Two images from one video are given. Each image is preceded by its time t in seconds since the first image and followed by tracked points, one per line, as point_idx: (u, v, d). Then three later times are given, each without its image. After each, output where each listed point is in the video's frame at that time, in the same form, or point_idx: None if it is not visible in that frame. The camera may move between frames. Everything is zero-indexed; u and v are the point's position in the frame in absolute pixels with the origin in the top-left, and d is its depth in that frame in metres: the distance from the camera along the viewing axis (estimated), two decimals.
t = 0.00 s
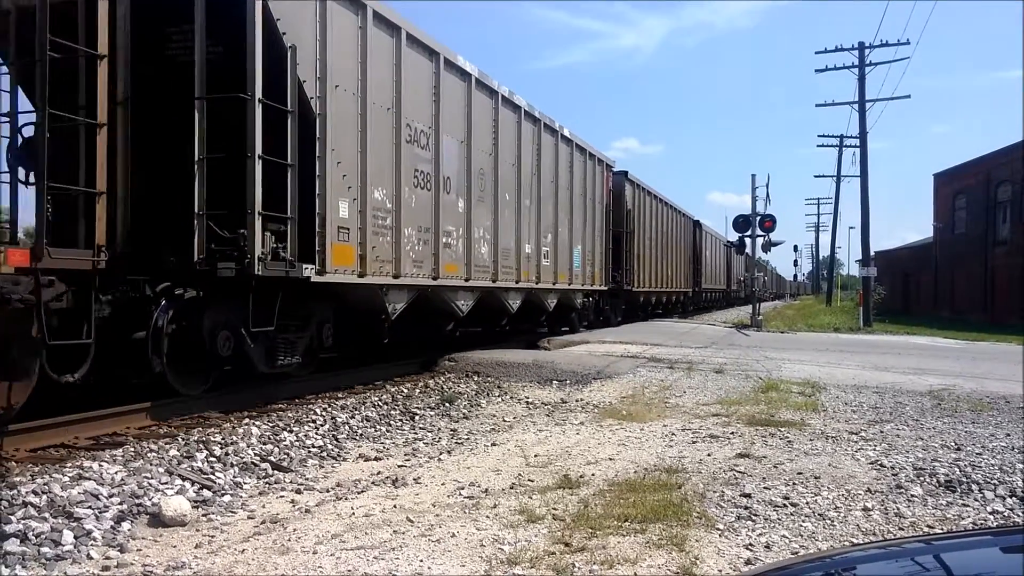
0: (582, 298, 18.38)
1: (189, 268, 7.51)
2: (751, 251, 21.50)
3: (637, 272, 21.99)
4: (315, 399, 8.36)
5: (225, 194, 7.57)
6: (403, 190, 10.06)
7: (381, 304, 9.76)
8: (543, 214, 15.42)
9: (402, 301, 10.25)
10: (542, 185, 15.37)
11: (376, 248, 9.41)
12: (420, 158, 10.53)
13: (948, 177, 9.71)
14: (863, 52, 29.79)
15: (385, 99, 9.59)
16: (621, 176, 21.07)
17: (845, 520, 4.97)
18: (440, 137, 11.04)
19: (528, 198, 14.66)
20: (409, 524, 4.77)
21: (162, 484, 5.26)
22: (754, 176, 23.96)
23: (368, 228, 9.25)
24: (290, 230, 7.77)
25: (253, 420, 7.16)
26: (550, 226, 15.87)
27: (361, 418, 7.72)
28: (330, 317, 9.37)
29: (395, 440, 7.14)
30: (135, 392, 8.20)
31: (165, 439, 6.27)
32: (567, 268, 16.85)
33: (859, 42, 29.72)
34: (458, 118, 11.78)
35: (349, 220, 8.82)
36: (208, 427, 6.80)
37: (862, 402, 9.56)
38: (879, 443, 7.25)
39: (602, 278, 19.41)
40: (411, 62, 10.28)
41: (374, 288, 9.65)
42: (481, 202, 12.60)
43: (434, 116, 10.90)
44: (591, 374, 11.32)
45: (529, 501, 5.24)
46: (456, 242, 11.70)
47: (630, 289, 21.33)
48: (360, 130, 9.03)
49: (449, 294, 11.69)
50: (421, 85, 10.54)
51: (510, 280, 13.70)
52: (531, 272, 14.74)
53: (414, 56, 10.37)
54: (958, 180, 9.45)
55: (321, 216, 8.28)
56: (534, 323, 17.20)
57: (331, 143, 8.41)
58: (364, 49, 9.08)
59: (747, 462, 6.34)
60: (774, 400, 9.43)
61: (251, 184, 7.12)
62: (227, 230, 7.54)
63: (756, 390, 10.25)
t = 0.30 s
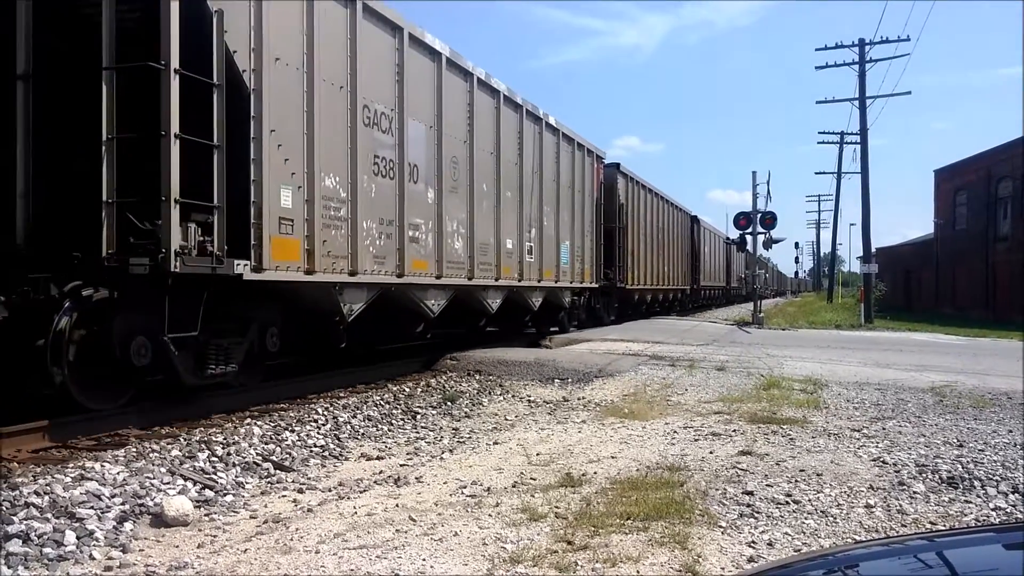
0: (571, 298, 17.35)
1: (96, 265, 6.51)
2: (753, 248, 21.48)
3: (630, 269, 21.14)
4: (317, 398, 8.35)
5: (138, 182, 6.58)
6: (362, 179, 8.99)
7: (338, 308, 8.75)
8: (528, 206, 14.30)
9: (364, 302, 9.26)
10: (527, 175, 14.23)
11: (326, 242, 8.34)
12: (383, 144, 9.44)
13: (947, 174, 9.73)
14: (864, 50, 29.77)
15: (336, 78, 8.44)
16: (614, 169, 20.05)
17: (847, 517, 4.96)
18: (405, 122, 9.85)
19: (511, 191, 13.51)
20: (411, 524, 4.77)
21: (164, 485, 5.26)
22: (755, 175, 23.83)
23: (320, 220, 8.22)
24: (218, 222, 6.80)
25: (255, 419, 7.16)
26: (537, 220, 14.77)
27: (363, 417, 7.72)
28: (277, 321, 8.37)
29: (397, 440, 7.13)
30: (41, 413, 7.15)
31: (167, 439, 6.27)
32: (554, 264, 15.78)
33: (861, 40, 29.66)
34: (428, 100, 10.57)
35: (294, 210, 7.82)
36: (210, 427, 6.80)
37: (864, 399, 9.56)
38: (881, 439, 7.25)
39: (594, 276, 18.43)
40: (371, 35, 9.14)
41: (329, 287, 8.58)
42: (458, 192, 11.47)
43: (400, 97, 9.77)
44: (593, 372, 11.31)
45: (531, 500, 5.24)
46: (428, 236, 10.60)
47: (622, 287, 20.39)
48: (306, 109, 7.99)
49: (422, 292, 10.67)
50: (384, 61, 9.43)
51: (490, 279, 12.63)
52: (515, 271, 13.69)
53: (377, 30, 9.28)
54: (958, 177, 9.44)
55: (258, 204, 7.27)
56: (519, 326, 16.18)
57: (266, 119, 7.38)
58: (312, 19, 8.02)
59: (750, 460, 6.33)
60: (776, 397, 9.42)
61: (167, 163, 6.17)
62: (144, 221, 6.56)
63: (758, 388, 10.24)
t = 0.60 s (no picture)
0: (556, 300, 16.23)
1: None
2: (753, 250, 21.47)
3: (622, 269, 20.01)
4: (316, 399, 8.36)
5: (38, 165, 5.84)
6: (307, 163, 7.87)
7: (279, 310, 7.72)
8: (506, 200, 13.16)
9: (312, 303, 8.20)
10: (506, 167, 13.08)
11: (259, 235, 7.22)
12: (336, 127, 8.31)
13: (947, 176, 9.72)
14: (865, 52, 29.80)
15: (276, 49, 7.38)
16: (604, 163, 18.84)
17: (846, 519, 4.96)
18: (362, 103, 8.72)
19: (489, 185, 12.37)
20: (410, 524, 4.77)
21: (163, 484, 5.26)
22: (754, 176, 23.78)
23: (255, 211, 7.16)
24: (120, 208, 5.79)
25: (254, 420, 7.16)
26: (517, 216, 13.65)
27: (363, 418, 7.72)
28: (206, 325, 7.30)
29: (396, 440, 7.13)
30: None
31: (167, 439, 6.27)
32: (535, 263, 14.61)
33: (861, 42, 29.66)
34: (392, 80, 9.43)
35: (219, 197, 6.72)
36: (210, 427, 6.80)
37: (863, 401, 9.56)
38: (880, 441, 7.26)
39: (580, 276, 17.25)
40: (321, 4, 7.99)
41: (265, 287, 7.49)
42: (426, 183, 10.33)
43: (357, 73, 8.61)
44: (592, 373, 11.31)
45: (530, 501, 5.24)
46: (388, 231, 9.46)
47: (613, 288, 19.24)
48: (236, 83, 6.90)
49: (383, 293, 9.58)
50: (338, 35, 8.30)
51: (462, 280, 11.53)
52: (491, 270, 12.59)
53: None
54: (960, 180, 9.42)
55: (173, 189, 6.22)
56: (502, 328, 15.11)
57: (184, 93, 6.31)
58: None
59: (749, 461, 6.33)
60: (776, 399, 9.42)
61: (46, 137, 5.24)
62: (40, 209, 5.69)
63: (758, 389, 10.25)
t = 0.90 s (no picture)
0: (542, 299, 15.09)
1: None
2: (752, 251, 21.50)
3: (612, 270, 18.83)
4: (314, 399, 8.36)
5: None
6: (234, 145, 6.71)
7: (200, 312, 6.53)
8: (485, 194, 11.88)
9: (242, 306, 7.02)
10: (484, 157, 11.81)
11: (171, 228, 6.09)
12: (271, 105, 7.15)
13: (944, 179, 9.76)
14: (863, 53, 29.83)
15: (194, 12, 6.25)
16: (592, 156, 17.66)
17: (844, 520, 4.97)
18: (304, 78, 7.50)
19: (466, 177, 11.13)
20: (408, 525, 4.77)
21: (161, 485, 5.26)
22: (753, 178, 23.77)
23: (165, 198, 6.04)
24: None
25: (252, 420, 7.16)
26: (498, 212, 12.39)
27: (361, 418, 7.72)
28: (114, 330, 6.36)
29: (394, 441, 7.13)
30: None
31: (164, 440, 6.27)
32: (516, 263, 13.30)
33: (859, 43, 29.70)
34: (343, 54, 8.17)
35: (116, 181, 5.62)
36: (207, 427, 6.79)
37: (861, 402, 9.57)
38: (878, 442, 7.27)
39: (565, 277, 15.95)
40: None
41: (178, 288, 6.34)
42: (388, 173, 9.09)
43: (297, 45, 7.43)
44: (590, 374, 11.32)
45: (528, 501, 5.24)
46: (341, 225, 8.22)
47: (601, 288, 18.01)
48: (143, 51, 5.84)
49: (333, 295, 8.29)
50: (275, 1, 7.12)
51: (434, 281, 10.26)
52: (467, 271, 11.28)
53: None
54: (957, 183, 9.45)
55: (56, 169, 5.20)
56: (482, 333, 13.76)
57: (71, 58, 5.28)
58: None
59: (747, 463, 6.33)
60: (774, 400, 9.42)
61: None
62: None
63: (756, 390, 10.25)
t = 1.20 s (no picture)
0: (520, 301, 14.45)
1: None
2: (750, 250, 21.51)
3: (600, 266, 18.32)
4: (313, 398, 8.37)
5: None
6: (139, 120, 5.98)
7: (97, 315, 5.88)
8: (454, 185, 11.16)
9: (153, 307, 6.37)
10: (453, 145, 11.09)
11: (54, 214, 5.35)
12: (191, 79, 6.46)
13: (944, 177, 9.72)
14: (862, 53, 29.86)
15: None
16: (581, 148, 17.21)
17: (842, 518, 4.97)
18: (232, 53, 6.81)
19: (431, 166, 10.42)
20: (407, 524, 4.77)
21: (160, 484, 5.26)
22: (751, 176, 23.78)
23: (44, 180, 5.29)
24: None
25: (251, 419, 7.16)
26: (469, 204, 11.69)
27: (360, 417, 7.72)
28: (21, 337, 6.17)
29: (393, 440, 7.13)
30: None
31: (163, 439, 6.26)
32: (491, 259, 12.63)
33: (858, 42, 29.72)
34: (285, 28, 7.52)
35: None
36: (206, 426, 6.79)
37: (859, 401, 9.57)
38: (876, 441, 7.28)
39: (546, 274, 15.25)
40: None
41: (67, 286, 5.66)
42: (338, 160, 8.38)
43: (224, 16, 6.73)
44: (589, 373, 11.33)
45: (528, 500, 5.25)
46: (279, 215, 7.53)
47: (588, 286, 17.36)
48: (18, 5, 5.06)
49: (270, 293, 7.64)
50: None
51: (393, 277, 9.58)
52: (433, 267, 10.60)
53: None
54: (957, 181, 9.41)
55: None
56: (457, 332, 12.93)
57: None
58: None
59: (745, 461, 6.34)
60: (773, 399, 9.43)
61: None
62: None
63: (755, 389, 10.26)
